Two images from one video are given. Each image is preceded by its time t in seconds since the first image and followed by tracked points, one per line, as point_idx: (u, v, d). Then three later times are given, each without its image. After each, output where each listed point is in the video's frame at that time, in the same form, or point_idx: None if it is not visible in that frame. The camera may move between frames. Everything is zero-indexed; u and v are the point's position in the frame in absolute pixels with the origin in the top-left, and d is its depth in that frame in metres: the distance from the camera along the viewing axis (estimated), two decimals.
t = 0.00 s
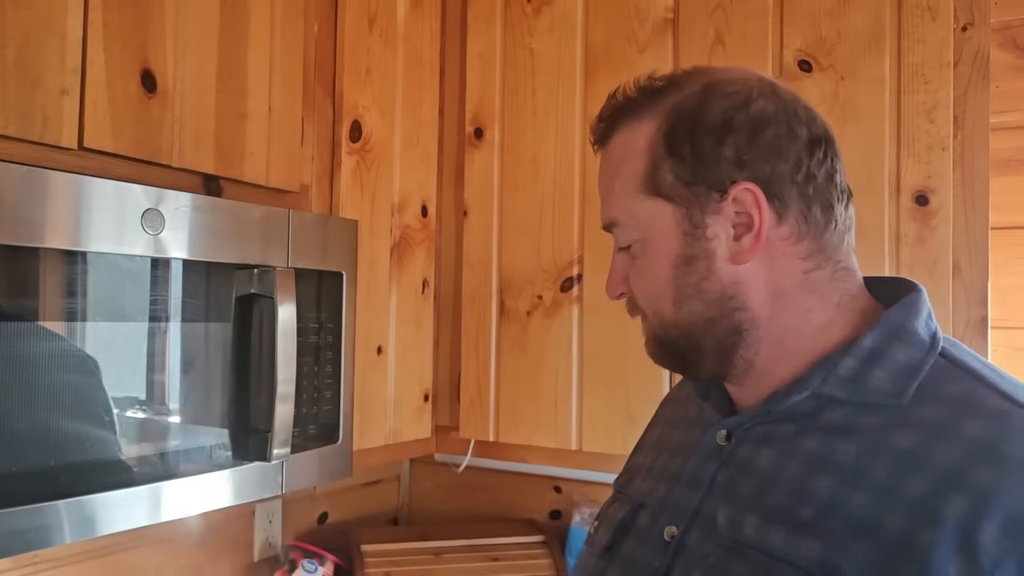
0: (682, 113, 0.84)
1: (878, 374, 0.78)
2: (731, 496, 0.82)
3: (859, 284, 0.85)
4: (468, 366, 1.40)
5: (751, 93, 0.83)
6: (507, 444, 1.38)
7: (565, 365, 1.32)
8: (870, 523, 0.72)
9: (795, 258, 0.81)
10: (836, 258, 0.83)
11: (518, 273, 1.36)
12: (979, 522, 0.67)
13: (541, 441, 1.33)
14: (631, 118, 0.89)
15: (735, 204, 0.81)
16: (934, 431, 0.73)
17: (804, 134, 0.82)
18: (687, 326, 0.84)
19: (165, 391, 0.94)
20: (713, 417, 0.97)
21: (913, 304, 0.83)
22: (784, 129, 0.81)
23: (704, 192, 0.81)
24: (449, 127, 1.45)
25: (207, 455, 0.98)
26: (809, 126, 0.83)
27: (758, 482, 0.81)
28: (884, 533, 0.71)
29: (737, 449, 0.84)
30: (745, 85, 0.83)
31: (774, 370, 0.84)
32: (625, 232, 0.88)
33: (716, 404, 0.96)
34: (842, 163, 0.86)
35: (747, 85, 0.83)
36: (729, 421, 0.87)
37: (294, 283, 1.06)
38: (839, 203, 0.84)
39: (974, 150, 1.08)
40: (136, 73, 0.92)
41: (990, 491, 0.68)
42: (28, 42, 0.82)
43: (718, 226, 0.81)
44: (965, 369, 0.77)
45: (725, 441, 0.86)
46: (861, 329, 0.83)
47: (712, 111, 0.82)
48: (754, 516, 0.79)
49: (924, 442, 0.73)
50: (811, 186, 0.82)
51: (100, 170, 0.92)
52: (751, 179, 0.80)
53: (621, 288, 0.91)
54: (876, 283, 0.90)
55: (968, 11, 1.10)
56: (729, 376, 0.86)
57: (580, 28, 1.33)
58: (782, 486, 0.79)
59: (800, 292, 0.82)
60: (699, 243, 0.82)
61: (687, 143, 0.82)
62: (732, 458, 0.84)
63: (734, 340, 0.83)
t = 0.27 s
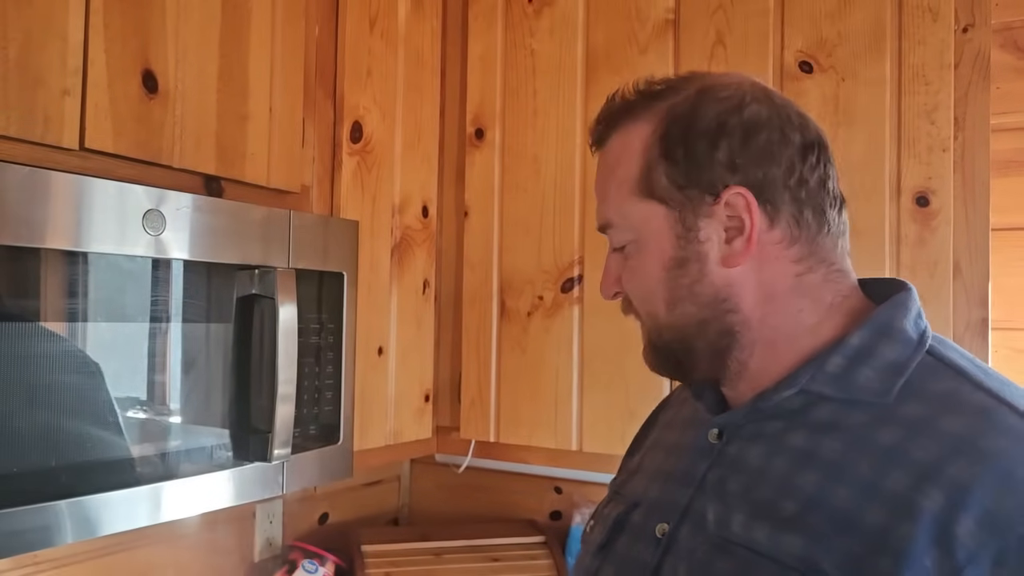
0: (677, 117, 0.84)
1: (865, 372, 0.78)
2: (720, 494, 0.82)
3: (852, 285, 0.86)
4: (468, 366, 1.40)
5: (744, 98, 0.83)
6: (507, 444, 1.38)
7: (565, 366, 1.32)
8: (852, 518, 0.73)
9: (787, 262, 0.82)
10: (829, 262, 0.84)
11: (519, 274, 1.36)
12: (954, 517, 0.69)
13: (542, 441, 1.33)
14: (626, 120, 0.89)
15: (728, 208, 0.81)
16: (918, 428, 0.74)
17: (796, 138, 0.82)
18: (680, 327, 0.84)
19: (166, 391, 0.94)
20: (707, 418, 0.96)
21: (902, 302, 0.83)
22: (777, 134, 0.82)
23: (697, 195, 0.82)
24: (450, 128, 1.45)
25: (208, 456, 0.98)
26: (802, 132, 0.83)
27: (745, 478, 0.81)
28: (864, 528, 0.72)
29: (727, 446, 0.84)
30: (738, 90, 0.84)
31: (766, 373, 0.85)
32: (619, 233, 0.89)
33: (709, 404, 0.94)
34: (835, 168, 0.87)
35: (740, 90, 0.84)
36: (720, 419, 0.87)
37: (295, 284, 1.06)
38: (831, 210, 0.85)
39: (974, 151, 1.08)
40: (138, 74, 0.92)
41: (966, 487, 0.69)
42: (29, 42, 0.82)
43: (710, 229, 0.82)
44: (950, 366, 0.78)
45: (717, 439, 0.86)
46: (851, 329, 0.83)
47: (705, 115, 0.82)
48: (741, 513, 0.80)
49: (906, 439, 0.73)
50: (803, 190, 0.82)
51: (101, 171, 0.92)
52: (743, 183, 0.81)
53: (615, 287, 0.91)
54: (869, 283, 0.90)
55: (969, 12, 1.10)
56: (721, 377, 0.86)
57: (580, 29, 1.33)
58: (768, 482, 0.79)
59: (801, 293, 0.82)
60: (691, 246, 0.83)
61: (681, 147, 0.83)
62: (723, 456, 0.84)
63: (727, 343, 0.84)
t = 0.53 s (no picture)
0: (699, 102, 0.84)
1: (856, 371, 0.78)
2: (708, 491, 0.82)
3: (849, 288, 0.86)
4: (470, 367, 1.40)
5: (769, 96, 0.84)
6: (509, 445, 1.38)
7: (567, 367, 1.32)
8: (840, 515, 0.72)
9: (786, 262, 0.82)
10: (829, 266, 0.84)
11: (520, 274, 1.37)
12: (943, 515, 0.68)
13: (544, 441, 1.33)
14: (649, 97, 0.89)
15: (733, 201, 0.81)
16: (907, 427, 0.73)
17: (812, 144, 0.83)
18: (672, 314, 0.85)
19: (168, 391, 0.94)
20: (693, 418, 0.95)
21: (893, 304, 0.83)
22: (793, 137, 0.82)
23: (705, 183, 0.82)
24: (452, 129, 1.45)
25: (210, 456, 0.98)
26: (818, 140, 0.84)
27: (734, 475, 0.81)
28: (851, 524, 0.71)
29: (716, 443, 0.84)
30: (764, 87, 0.84)
31: (756, 371, 0.85)
32: (615, 214, 0.89)
33: (695, 402, 0.94)
34: (843, 181, 0.87)
35: (766, 88, 0.84)
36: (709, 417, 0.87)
37: (297, 284, 1.06)
38: (835, 219, 0.85)
39: (977, 153, 1.08)
40: (141, 75, 0.93)
41: (956, 485, 0.68)
42: (31, 43, 0.82)
43: (713, 221, 0.82)
44: (941, 368, 0.78)
45: (705, 437, 0.86)
46: (844, 329, 0.83)
47: (727, 106, 0.82)
48: (730, 510, 0.80)
49: (896, 437, 0.73)
50: (810, 195, 0.82)
51: (105, 171, 0.92)
52: (752, 178, 0.81)
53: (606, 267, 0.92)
54: (863, 287, 0.90)
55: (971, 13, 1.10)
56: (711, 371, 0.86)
57: (582, 29, 1.33)
58: (756, 479, 0.79)
59: (799, 293, 0.82)
60: (692, 233, 0.83)
61: (698, 132, 0.83)
62: (711, 453, 0.84)
63: (719, 334, 0.83)
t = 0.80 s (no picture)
0: (681, 104, 0.82)
1: (849, 377, 0.77)
2: (699, 496, 0.81)
3: (838, 290, 0.85)
4: (473, 367, 1.40)
5: (749, 96, 0.82)
6: (512, 445, 1.38)
7: (570, 367, 1.32)
8: (835, 523, 0.71)
9: (775, 263, 0.81)
10: (816, 266, 0.83)
11: (523, 274, 1.37)
12: (940, 526, 0.66)
13: (547, 442, 1.33)
14: (630, 102, 0.87)
15: (720, 205, 0.80)
16: (902, 434, 0.72)
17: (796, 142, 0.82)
18: (660, 322, 0.83)
19: (170, 391, 0.94)
20: (684, 420, 0.95)
21: (886, 309, 0.82)
22: (777, 135, 0.81)
23: (690, 187, 0.81)
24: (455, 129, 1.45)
25: (213, 456, 0.99)
26: (802, 138, 0.83)
27: (726, 480, 0.80)
28: (847, 534, 0.70)
29: (708, 448, 0.83)
30: (744, 87, 0.83)
31: (748, 373, 0.84)
32: (602, 221, 0.87)
33: (686, 404, 0.94)
34: (829, 178, 0.86)
35: (746, 87, 0.83)
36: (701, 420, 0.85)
37: (301, 284, 1.06)
38: (822, 216, 0.84)
39: (981, 153, 1.08)
40: (145, 75, 0.93)
41: (953, 495, 0.67)
42: (36, 42, 0.82)
43: (700, 226, 0.81)
44: (935, 375, 0.76)
45: (696, 441, 0.85)
46: (837, 333, 0.82)
47: (709, 108, 0.81)
48: (721, 516, 0.78)
49: (890, 445, 0.72)
50: (797, 195, 0.81)
51: (109, 171, 0.92)
52: (738, 182, 0.80)
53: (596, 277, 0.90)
54: (852, 287, 0.89)
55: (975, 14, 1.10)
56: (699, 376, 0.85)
57: (586, 29, 1.33)
58: (748, 485, 0.78)
59: (790, 294, 0.81)
60: (679, 240, 0.81)
61: (680, 137, 0.81)
62: (703, 457, 0.83)
63: (708, 339, 0.82)
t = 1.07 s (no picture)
0: (665, 108, 0.82)
1: (836, 383, 0.76)
2: (685, 498, 0.80)
3: (826, 292, 0.85)
4: (475, 366, 1.40)
5: (732, 96, 0.82)
6: (514, 444, 1.38)
7: (572, 366, 1.32)
8: (820, 531, 0.71)
9: (765, 265, 0.81)
10: (805, 266, 0.83)
11: (525, 273, 1.37)
12: (925, 537, 0.66)
13: (550, 441, 1.33)
14: (611, 109, 0.86)
15: (709, 209, 0.80)
16: (889, 443, 0.71)
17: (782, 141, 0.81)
18: (653, 329, 0.82)
19: (172, 390, 0.94)
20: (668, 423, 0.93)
21: (874, 314, 0.81)
22: (763, 135, 0.80)
23: (678, 192, 0.80)
24: (457, 128, 1.45)
25: (217, 454, 0.99)
26: (788, 136, 0.82)
27: (712, 484, 0.78)
28: (832, 542, 0.70)
29: (695, 450, 0.82)
30: (727, 87, 0.82)
31: (735, 376, 0.83)
32: (590, 229, 0.87)
33: (673, 405, 0.93)
34: (817, 175, 0.86)
35: (729, 88, 0.82)
36: (687, 421, 0.84)
37: (303, 283, 1.06)
38: (811, 214, 0.84)
39: (983, 152, 1.08)
40: (148, 73, 0.93)
41: (938, 507, 0.66)
42: (40, 41, 0.82)
43: (690, 230, 0.80)
44: (921, 382, 0.75)
45: (683, 442, 0.83)
46: (825, 337, 0.82)
47: (694, 111, 0.81)
48: (706, 520, 0.77)
49: (876, 453, 0.71)
50: (786, 194, 0.81)
51: (112, 170, 0.92)
52: (726, 185, 0.79)
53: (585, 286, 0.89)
54: (840, 290, 0.89)
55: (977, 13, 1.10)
56: (688, 378, 0.84)
57: (588, 28, 1.33)
58: (734, 490, 0.77)
59: (780, 297, 0.81)
60: (669, 245, 0.81)
61: (666, 141, 0.81)
62: (689, 459, 0.82)
63: (700, 346, 0.81)
